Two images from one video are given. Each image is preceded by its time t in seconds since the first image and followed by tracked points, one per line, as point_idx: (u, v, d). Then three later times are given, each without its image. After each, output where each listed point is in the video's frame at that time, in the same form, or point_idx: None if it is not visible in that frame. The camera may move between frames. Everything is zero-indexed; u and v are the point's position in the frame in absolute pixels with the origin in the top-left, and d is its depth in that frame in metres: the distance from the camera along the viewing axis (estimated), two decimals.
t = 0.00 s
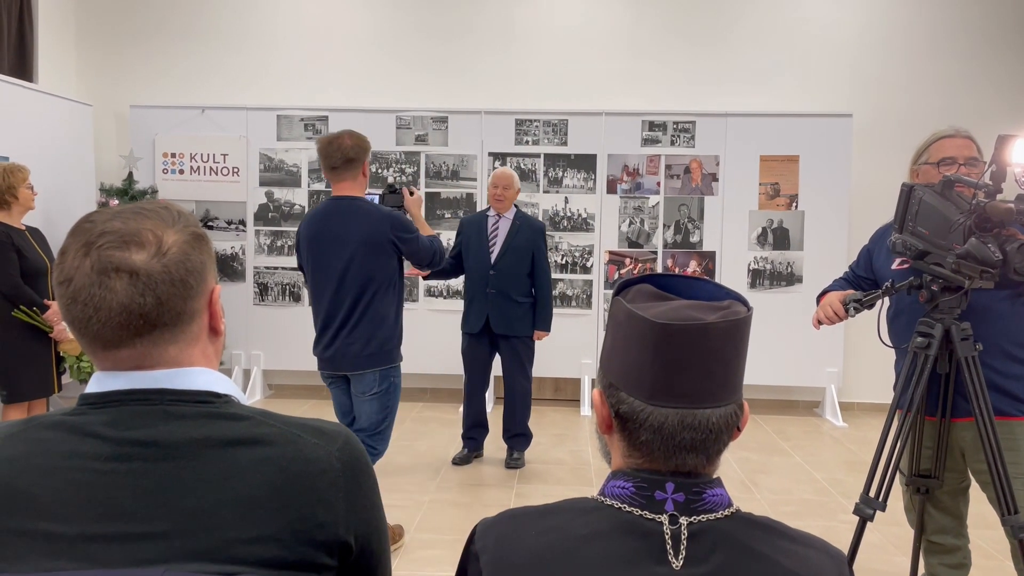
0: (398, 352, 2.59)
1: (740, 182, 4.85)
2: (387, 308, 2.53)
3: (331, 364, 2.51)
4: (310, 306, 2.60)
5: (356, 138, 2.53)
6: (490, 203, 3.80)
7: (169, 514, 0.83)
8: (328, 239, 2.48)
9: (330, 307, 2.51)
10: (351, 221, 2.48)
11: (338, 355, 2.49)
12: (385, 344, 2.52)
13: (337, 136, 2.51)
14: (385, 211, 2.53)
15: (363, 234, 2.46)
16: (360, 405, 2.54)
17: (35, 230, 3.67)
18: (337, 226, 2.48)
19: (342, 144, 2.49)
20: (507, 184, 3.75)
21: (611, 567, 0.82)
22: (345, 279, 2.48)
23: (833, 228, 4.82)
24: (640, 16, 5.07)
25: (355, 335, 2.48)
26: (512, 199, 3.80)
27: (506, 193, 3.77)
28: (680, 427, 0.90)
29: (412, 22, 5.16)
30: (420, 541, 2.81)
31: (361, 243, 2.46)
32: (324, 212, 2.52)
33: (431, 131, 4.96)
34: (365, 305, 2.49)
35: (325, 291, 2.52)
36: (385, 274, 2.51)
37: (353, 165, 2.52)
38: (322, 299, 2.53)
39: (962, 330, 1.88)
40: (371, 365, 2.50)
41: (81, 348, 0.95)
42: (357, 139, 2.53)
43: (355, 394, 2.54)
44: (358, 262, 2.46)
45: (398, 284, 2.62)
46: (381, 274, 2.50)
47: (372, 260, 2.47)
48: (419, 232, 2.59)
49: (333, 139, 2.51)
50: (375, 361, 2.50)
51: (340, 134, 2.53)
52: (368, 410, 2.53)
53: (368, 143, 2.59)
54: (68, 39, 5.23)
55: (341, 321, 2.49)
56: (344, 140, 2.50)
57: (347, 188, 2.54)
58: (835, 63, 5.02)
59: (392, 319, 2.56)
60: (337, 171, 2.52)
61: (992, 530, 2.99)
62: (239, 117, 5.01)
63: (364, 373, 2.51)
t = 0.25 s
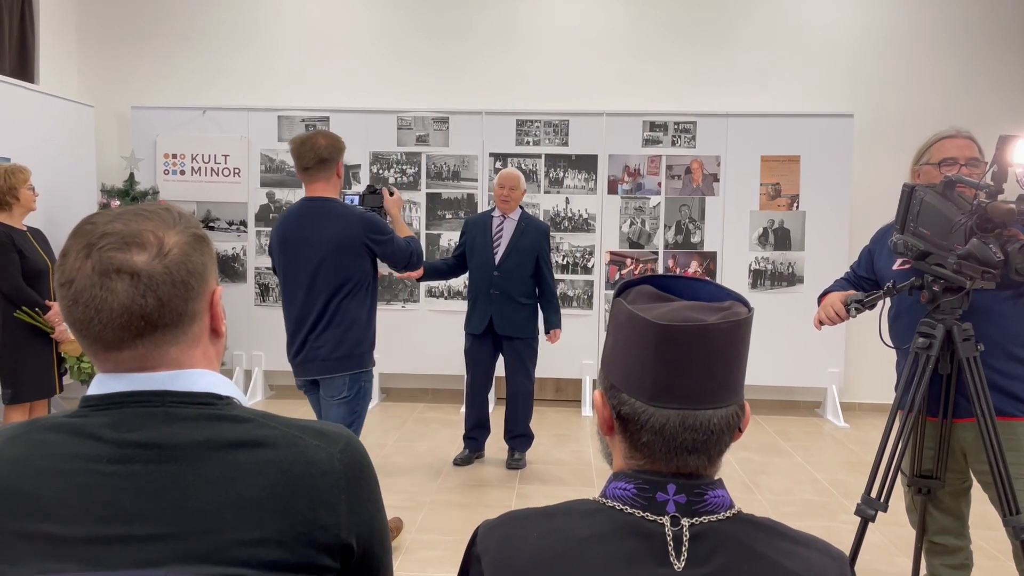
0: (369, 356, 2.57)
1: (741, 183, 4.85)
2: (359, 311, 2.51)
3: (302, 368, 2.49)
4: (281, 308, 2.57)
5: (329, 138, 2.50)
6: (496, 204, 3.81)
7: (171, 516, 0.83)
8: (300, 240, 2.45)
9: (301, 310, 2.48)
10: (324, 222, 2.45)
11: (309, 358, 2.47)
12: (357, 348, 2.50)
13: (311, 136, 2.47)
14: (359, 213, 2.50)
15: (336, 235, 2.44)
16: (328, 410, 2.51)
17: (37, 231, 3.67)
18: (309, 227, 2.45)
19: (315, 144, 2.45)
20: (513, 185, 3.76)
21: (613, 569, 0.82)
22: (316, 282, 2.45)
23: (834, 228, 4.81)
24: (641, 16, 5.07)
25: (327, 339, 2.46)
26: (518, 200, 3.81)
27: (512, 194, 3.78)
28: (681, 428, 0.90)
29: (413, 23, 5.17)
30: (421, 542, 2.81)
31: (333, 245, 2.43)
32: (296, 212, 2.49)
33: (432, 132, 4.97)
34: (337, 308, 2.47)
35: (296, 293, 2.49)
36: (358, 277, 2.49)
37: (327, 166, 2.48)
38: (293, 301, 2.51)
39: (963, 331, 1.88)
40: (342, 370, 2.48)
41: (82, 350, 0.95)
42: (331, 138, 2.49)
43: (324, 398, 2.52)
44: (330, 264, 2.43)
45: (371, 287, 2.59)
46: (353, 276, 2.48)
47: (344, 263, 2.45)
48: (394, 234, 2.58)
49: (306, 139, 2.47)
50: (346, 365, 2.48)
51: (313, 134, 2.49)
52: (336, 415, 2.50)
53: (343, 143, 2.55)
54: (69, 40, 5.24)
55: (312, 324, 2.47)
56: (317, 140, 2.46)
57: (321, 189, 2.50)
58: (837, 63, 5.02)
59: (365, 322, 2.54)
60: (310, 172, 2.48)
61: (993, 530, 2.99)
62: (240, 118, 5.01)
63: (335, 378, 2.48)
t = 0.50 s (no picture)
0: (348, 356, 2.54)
1: (741, 183, 4.85)
2: (337, 311, 2.49)
3: (278, 368, 2.47)
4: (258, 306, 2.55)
5: (309, 134, 2.48)
6: (498, 204, 3.81)
7: (172, 517, 0.83)
8: (277, 238, 2.43)
9: (277, 309, 2.46)
10: (301, 220, 2.42)
11: (285, 358, 2.45)
12: (335, 348, 2.48)
13: (292, 133, 2.45)
14: (337, 212, 2.48)
15: (314, 234, 2.41)
16: (304, 411, 2.49)
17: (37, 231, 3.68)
18: (287, 225, 2.43)
19: (296, 140, 2.43)
20: (516, 185, 3.77)
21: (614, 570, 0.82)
22: (292, 280, 2.43)
23: (835, 228, 4.81)
24: (642, 16, 5.07)
25: (303, 339, 2.43)
26: (521, 201, 3.82)
27: (515, 194, 3.78)
28: (683, 429, 0.90)
29: (413, 23, 5.17)
30: (423, 541, 2.82)
31: (310, 243, 2.41)
32: (275, 210, 2.47)
33: (433, 132, 4.97)
34: (313, 308, 2.44)
35: (273, 292, 2.46)
36: (336, 276, 2.47)
37: (307, 163, 2.46)
38: (269, 300, 2.48)
39: (965, 331, 1.87)
40: (318, 370, 2.46)
41: (83, 351, 0.95)
42: (311, 135, 2.47)
43: (301, 399, 2.49)
44: (307, 263, 2.41)
45: (351, 286, 2.58)
46: (331, 275, 2.46)
47: (322, 261, 2.43)
48: (374, 233, 2.56)
49: (287, 136, 2.44)
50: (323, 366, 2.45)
51: (294, 130, 2.47)
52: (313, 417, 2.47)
53: (324, 140, 2.53)
54: (70, 40, 5.24)
55: (288, 323, 2.44)
56: (298, 137, 2.44)
57: (301, 186, 2.48)
58: (837, 63, 5.02)
59: (343, 322, 2.52)
60: (289, 168, 2.45)
61: (994, 531, 2.99)
62: (241, 118, 5.01)
63: (311, 379, 2.46)
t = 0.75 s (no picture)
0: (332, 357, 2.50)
1: (743, 184, 4.85)
2: (321, 310, 2.45)
3: (260, 370, 2.42)
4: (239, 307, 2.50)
5: (291, 130, 2.47)
6: (499, 204, 3.81)
7: (174, 518, 0.83)
8: (258, 237, 2.39)
9: (258, 309, 2.41)
10: (282, 218, 2.39)
11: (268, 360, 2.40)
12: (318, 348, 2.43)
13: (273, 128, 2.44)
14: (319, 209, 2.44)
15: (295, 231, 2.38)
16: (289, 414, 2.45)
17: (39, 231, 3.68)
18: (267, 223, 2.39)
19: (278, 136, 2.41)
20: (518, 186, 3.77)
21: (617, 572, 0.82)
22: (274, 279, 2.39)
23: (836, 229, 4.81)
24: (642, 16, 5.07)
25: (286, 339, 2.39)
26: (522, 201, 3.82)
27: (516, 195, 3.78)
28: (686, 430, 0.90)
29: (414, 24, 5.17)
30: (425, 542, 2.82)
31: (291, 242, 2.38)
32: (255, 208, 2.43)
33: (434, 133, 4.97)
34: (296, 308, 2.40)
35: (254, 292, 2.42)
36: (319, 274, 2.43)
37: (288, 159, 2.43)
38: (250, 300, 2.44)
39: (966, 331, 1.87)
40: (302, 372, 2.42)
41: (85, 352, 0.95)
42: (292, 130, 2.46)
43: (286, 402, 2.45)
44: (289, 261, 2.37)
45: (333, 285, 2.52)
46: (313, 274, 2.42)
47: (304, 259, 2.39)
48: (357, 230, 2.51)
49: (268, 131, 2.43)
50: (306, 367, 2.41)
51: (276, 126, 2.46)
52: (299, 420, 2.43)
53: (307, 137, 2.51)
54: (71, 41, 5.25)
55: (270, 324, 2.40)
56: (279, 132, 2.43)
57: (281, 182, 2.45)
58: (838, 63, 5.02)
59: (327, 322, 2.47)
60: (271, 164, 2.43)
61: (997, 531, 2.98)
62: (243, 119, 5.01)
63: (295, 380, 2.42)
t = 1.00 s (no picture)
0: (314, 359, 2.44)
1: (744, 184, 4.85)
2: (305, 311, 2.40)
3: (244, 374, 2.36)
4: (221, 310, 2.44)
5: (273, 129, 2.42)
6: (501, 205, 3.81)
7: (177, 518, 0.83)
8: (238, 237, 2.34)
9: (239, 311, 2.35)
10: (263, 218, 2.34)
11: (252, 363, 2.34)
12: (304, 349, 2.39)
13: (255, 126, 2.40)
14: (300, 208, 2.40)
15: (276, 231, 2.34)
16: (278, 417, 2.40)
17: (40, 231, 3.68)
18: (248, 223, 2.35)
19: (259, 135, 2.37)
20: (519, 186, 3.77)
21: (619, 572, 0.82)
22: (256, 280, 2.34)
23: (838, 229, 4.80)
24: (643, 17, 5.07)
25: (270, 341, 2.34)
26: (524, 201, 3.81)
27: (517, 195, 3.78)
28: (688, 431, 0.90)
29: (414, 24, 5.17)
30: (426, 542, 2.82)
31: (273, 241, 2.33)
32: (235, 208, 2.38)
33: (435, 133, 4.97)
34: (279, 308, 2.35)
35: (235, 294, 2.36)
36: (302, 275, 2.38)
37: (270, 158, 2.40)
38: (231, 303, 2.38)
39: (968, 332, 1.87)
40: (288, 374, 2.37)
41: (87, 352, 0.96)
42: (274, 129, 2.41)
43: (274, 405, 2.39)
44: (271, 262, 2.33)
45: (317, 287, 2.47)
46: (297, 274, 2.37)
47: (286, 259, 2.35)
48: (340, 230, 2.45)
49: (249, 130, 2.39)
50: (292, 369, 2.36)
51: (257, 124, 2.42)
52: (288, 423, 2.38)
53: (289, 135, 2.47)
54: (73, 41, 5.25)
55: (252, 326, 2.34)
56: (260, 131, 2.38)
57: (263, 181, 2.41)
58: (838, 63, 5.02)
59: (312, 324, 2.42)
60: (252, 163, 2.40)
61: (998, 532, 2.98)
62: (244, 120, 5.02)
63: (282, 383, 2.36)
